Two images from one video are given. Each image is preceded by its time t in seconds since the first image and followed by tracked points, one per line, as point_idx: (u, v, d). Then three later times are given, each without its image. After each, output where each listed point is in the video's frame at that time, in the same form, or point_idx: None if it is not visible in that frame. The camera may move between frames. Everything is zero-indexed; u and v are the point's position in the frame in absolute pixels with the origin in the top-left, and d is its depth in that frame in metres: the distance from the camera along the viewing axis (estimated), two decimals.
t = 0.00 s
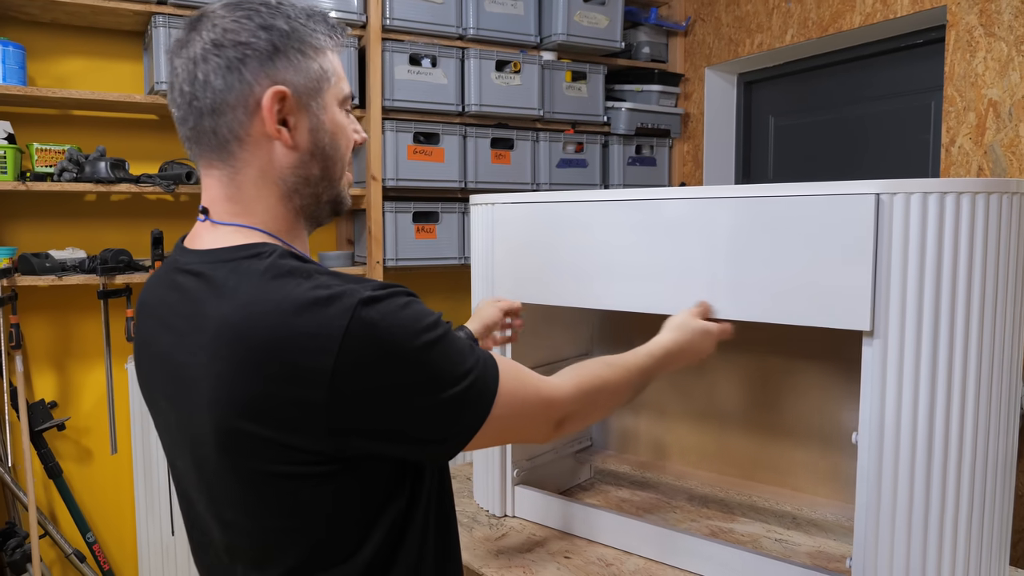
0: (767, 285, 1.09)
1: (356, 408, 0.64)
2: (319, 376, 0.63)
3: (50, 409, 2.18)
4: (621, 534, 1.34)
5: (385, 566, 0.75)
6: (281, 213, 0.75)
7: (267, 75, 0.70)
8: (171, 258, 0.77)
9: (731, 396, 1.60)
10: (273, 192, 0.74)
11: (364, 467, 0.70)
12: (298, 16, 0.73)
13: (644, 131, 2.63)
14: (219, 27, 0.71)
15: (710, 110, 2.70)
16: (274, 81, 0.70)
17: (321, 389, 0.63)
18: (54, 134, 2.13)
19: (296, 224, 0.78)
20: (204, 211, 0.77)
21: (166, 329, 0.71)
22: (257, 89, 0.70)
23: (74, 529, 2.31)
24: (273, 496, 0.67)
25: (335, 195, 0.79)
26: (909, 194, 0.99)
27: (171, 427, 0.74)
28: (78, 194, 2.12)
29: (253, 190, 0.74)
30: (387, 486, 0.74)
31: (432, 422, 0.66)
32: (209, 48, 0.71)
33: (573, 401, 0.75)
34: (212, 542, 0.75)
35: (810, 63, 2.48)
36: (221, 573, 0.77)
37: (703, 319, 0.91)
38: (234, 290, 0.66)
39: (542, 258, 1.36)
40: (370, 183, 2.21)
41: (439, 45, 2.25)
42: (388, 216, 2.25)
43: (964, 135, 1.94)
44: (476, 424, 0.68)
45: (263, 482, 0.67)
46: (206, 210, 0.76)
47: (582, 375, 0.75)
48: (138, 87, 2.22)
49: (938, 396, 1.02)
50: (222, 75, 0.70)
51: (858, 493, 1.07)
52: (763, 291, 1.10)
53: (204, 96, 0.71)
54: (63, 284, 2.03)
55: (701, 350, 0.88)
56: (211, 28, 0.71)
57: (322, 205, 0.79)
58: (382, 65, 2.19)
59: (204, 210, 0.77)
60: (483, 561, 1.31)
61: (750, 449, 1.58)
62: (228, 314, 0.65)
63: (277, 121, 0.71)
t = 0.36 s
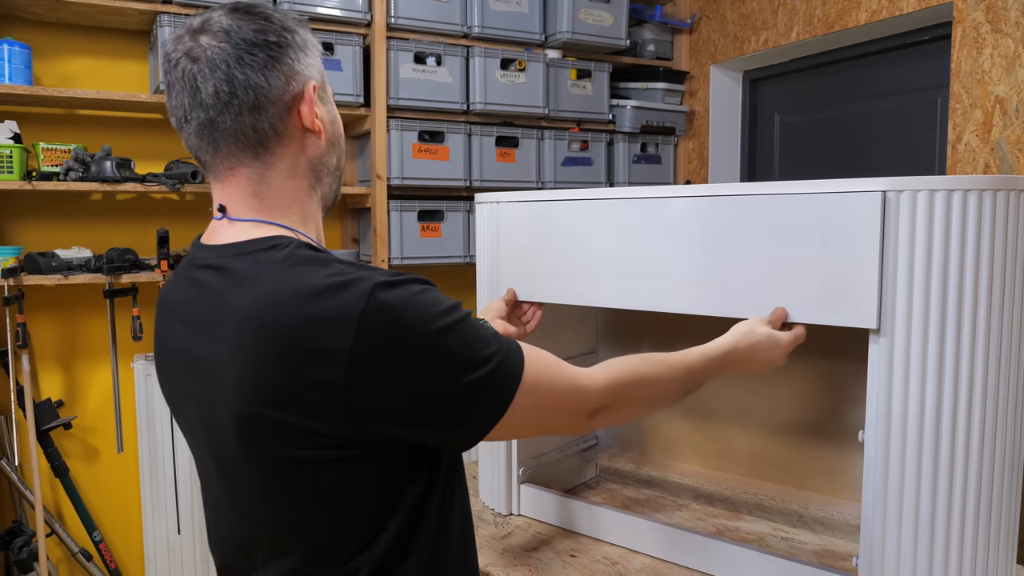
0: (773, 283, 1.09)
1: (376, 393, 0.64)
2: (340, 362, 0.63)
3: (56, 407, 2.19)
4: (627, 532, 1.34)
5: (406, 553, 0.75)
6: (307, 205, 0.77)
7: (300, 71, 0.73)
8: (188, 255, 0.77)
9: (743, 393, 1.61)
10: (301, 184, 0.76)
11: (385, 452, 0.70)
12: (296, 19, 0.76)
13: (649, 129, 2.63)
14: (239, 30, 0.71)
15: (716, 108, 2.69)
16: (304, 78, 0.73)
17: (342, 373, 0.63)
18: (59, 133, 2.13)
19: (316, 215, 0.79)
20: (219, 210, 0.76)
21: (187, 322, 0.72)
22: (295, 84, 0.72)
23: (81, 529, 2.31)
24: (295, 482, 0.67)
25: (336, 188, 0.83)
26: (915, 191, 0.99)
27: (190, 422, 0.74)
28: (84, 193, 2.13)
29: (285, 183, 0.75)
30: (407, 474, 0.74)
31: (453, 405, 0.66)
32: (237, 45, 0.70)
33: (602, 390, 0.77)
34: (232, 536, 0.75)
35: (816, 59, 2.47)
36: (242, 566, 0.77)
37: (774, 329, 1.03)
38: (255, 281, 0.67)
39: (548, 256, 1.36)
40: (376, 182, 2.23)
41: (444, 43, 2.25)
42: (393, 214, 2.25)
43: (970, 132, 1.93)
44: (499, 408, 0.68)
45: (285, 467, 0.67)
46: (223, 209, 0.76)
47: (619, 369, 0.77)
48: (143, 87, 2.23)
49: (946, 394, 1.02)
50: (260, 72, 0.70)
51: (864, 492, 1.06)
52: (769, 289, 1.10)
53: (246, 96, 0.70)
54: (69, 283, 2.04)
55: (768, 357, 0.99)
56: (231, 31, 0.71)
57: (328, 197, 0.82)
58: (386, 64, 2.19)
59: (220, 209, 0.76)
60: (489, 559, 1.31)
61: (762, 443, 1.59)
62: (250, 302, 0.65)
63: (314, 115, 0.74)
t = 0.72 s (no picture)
0: (773, 288, 1.09)
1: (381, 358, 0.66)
2: (340, 329, 0.65)
3: (55, 409, 2.18)
4: (626, 536, 1.34)
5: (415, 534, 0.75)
6: (301, 209, 0.77)
7: (280, 85, 0.74)
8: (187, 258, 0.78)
9: (742, 396, 1.62)
10: (295, 189, 0.77)
11: (391, 423, 0.71)
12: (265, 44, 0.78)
13: (649, 133, 2.63)
14: (217, 54, 0.72)
15: (715, 111, 2.70)
16: (284, 90, 0.75)
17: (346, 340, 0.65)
18: (60, 135, 2.13)
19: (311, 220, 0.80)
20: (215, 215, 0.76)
21: (185, 321, 0.73)
22: (279, 96, 0.73)
23: (79, 531, 2.31)
24: (305, 455, 0.68)
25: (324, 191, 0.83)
26: (915, 197, 1.00)
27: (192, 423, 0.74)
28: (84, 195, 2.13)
29: (280, 188, 0.75)
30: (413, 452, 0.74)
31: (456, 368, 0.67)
32: (217, 66, 0.71)
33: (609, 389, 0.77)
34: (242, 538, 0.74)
35: (815, 64, 2.48)
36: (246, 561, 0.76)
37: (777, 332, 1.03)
38: (256, 264, 0.68)
39: (547, 260, 1.36)
40: (376, 184, 2.23)
41: (444, 46, 2.25)
42: (393, 216, 2.25)
43: (969, 137, 1.94)
44: (505, 368, 0.69)
45: (296, 441, 0.67)
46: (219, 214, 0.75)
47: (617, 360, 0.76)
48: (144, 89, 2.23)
49: (945, 398, 1.02)
50: (246, 89, 0.71)
51: (864, 496, 1.07)
52: (769, 294, 1.10)
53: (235, 111, 0.71)
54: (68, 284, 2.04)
55: (771, 361, 0.99)
56: (210, 56, 0.72)
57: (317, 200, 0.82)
58: (387, 66, 2.19)
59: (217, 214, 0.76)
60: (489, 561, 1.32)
61: (762, 447, 1.59)
62: (252, 280, 0.67)
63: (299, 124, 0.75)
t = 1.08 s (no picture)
0: (780, 291, 1.09)
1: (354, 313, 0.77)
2: (318, 287, 0.77)
3: (61, 409, 2.19)
4: (631, 539, 1.34)
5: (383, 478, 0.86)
6: (289, 216, 0.91)
7: (264, 122, 0.92)
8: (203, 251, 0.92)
9: (747, 400, 1.61)
10: (283, 201, 0.91)
11: (370, 377, 0.82)
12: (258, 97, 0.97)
13: (655, 136, 2.63)
14: (212, 103, 0.91)
15: (721, 114, 2.70)
16: (269, 125, 0.92)
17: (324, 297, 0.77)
18: (67, 136, 2.15)
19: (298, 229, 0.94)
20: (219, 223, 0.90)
21: (197, 298, 0.87)
22: (262, 129, 0.91)
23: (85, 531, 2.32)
24: (285, 394, 0.80)
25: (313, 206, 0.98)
26: (922, 202, 0.99)
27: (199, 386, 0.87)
28: (91, 196, 2.14)
29: (269, 200, 0.90)
30: (389, 406, 0.85)
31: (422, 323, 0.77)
32: (213, 109, 0.90)
33: (593, 364, 0.85)
34: (235, 479, 0.86)
35: (822, 67, 2.47)
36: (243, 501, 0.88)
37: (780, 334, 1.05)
38: (255, 242, 0.82)
39: (552, 263, 1.36)
40: (381, 186, 2.23)
41: (450, 48, 2.26)
42: (399, 219, 2.26)
43: (977, 141, 1.93)
44: (468, 329, 0.79)
45: (280, 383, 0.79)
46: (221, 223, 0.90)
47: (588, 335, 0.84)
48: (152, 91, 2.24)
49: (952, 405, 1.02)
50: (235, 125, 0.89)
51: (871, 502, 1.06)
52: (776, 298, 1.10)
53: (225, 142, 0.88)
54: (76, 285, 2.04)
55: (774, 361, 1.01)
56: (208, 105, 0.91)
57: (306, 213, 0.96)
58: (393, 68, 2.20)
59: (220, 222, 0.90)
60: (493, 565, 1.31)
61: (767, 452, 1.59)
62: (251, 251, 0.81)
63: (281, 149, 0.91)
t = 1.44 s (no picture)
0: (781, 295, 1.09)
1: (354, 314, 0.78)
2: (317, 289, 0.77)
3: (63, 408, 2.19)
4: (631, 542, 1.34)
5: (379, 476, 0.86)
6: (294, 216, 0.91)
7: (273, 121, 0.91)
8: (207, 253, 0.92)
9: (748, 404, 1.62)
10: (288, 201, 0.91)
11: (369, 377, 0.82)
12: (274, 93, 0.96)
13: (658, 139, 2.63)
14: (225, 101, 0.91)
15: (725, 118, 2.70)
16: (278, 124, 0.91)
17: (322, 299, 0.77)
18: (70, 135, 2.14)
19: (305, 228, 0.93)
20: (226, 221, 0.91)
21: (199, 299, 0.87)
22: (269, 128, 0.90)
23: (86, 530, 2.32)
24: (283, 394, 0.80)
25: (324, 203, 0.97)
26: (925, 207, 0.99)
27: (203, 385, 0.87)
28: (93, 195, 2.14)
29: (274, 200, 0.90)
30: (387, 406, 0.86)
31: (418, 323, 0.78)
32: (224, 107, 0.90)
33: (591, 370, 0.85)
34: (234, 473, 0.86)
35: (826, 72, 2.47)
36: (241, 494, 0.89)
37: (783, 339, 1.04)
38: (257, 244, 0.82)
39: (556, 268, 1.36)
40: (384, 187, 2.23)
41: (454, 50, 2.26)
42: (401, 220, 2.25)
43: (980, 147, 1.93)
44: (467, 333, 0.79)
45: (280, 382, 0.79)
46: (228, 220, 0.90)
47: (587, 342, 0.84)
48: (156, 90, 2.24)
49: (953, 415, 1.02)
50: (243, 125, 0.89)
51: (871, 509, 1.06)
52: (777, 302, 1.10)
53: (231, 141, 0.88)
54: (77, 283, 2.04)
55: (775, 366, 1.01)
56: (220, 102, 0.91)
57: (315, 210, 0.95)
58: (398, 70, 2.20)
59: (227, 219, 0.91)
60: (493, 567, 1.31)
61: (767, 455, 1.59)
62: (253, 250, 0.81)
63: (288, 149, 0.91)
